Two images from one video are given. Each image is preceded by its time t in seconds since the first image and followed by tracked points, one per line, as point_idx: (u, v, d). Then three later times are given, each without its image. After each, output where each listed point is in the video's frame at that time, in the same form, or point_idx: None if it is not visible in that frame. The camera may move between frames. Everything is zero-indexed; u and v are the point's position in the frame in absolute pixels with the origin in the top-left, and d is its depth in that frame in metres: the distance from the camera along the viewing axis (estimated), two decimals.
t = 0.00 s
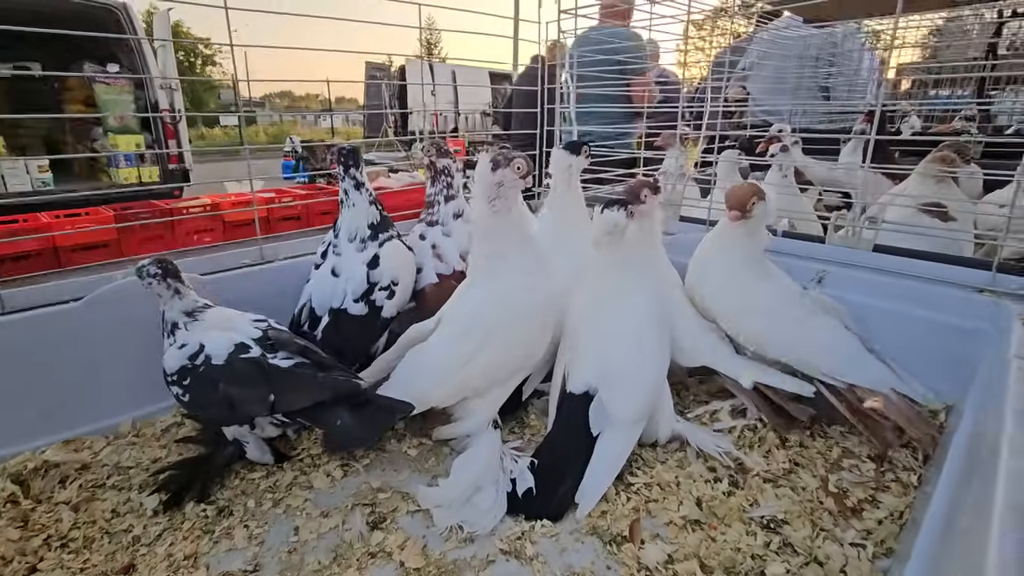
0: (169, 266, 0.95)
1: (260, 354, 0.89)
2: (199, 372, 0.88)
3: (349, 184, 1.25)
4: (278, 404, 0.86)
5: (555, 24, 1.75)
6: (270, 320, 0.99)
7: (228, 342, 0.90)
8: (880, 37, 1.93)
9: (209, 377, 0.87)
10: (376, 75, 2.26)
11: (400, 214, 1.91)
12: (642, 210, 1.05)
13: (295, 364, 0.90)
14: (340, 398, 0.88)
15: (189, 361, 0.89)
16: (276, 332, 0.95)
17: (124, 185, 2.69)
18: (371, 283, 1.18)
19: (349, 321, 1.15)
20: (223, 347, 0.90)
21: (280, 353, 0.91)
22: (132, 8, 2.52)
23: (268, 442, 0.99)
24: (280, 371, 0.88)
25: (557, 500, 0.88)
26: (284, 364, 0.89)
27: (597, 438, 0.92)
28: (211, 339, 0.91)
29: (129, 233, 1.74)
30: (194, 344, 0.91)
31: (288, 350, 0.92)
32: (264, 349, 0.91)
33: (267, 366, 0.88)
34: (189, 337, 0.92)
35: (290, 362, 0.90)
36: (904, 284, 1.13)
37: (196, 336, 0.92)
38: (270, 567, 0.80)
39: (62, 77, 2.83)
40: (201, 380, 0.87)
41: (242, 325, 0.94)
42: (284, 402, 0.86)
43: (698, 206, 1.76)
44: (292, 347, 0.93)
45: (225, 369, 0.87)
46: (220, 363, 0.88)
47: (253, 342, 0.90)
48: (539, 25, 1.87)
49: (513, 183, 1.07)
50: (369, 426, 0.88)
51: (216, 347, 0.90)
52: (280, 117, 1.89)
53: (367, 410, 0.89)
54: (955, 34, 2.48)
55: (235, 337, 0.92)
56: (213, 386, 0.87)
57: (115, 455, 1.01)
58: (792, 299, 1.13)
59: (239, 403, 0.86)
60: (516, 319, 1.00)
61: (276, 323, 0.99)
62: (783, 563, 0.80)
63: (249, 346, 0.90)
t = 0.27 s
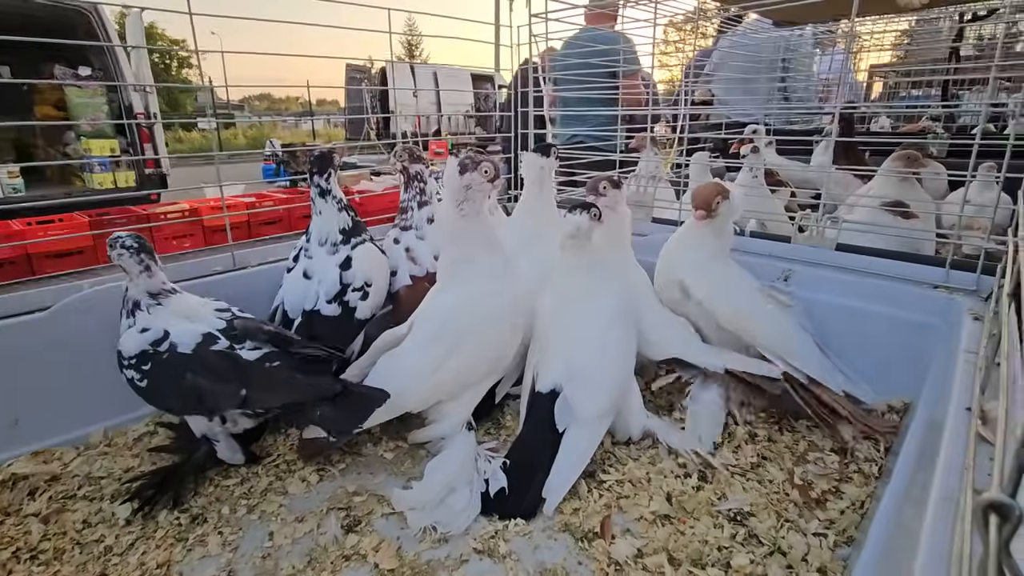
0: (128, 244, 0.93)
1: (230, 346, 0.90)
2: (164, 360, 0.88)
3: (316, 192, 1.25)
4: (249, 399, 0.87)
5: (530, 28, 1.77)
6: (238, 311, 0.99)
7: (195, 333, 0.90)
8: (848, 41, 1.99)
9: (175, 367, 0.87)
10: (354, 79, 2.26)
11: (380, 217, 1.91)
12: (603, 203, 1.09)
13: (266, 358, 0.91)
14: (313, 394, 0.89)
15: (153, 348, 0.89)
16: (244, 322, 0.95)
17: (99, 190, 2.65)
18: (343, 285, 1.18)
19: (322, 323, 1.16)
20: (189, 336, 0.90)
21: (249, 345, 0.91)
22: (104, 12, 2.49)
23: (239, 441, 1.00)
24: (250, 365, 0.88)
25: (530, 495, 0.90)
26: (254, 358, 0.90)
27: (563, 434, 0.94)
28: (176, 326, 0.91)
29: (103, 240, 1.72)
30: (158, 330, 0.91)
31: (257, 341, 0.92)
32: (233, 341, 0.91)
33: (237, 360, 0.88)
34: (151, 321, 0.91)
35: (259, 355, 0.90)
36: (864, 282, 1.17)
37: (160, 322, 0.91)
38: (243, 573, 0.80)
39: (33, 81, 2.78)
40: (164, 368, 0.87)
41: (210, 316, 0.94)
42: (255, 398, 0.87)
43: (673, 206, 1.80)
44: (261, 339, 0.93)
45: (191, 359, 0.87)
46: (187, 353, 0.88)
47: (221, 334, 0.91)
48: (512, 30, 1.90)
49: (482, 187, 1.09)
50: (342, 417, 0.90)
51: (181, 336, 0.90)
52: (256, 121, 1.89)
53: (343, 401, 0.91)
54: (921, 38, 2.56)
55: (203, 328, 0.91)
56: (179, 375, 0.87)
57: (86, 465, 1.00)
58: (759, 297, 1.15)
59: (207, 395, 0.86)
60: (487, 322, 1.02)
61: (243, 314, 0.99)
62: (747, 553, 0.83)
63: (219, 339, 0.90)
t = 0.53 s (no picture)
0: (113, 250, 0.92)
1: (215, 362, 0.89)
2: (150, 370, 0.87)
3: (298, 196, 1.25)
4: (232, 418, 0.87)
5: (514, 28, 1.77)
6: (228, 322, 0.98)
7: (181, 345, 0.90)
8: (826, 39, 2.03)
9: (162, 378, 0.87)
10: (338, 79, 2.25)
11: (366, 219, 1.91)
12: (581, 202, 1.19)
13: (252, 377, 0.89)
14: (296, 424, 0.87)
15: (139, 355, 0.88)
16: (232, 336, 0.94)
17: (79, 194, 2.61)
18: (326, 288, 1.18)
19: (305, 326, 1.15)
20: (175, 348, 0.89)
21: (235, 361, 0.90)
22: (82, 13, 2.45)
23: (224, 451, 0.98)
24: (234, 385, 0.87)
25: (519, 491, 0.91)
26: (239, 378, 0.88)
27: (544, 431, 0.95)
28: (163, 335, 0.91)
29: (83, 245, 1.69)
30: (145, 337, 0.90)
31: (245, 358, 0.91)
32: (219, 355, 0.90)
33: (221, 377, 0.87)
34: (137, 326, 0.91)
35: (245, 375, 0.89)
36: (844, 277, 1.20)
37: (147, 328, 0.91)
38: None
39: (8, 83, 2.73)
40: (150, 378, 0.87)
41: (197, 326, 0.93)
42: (238, 417, 0.86)
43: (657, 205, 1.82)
44: (250, 355, 0.92)
45: (178, 372, 0.87)
46: (173, 365, 0.88)
47: (207, 347, 0.90)
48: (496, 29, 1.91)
49: (466, 189, 1.10)
50: (329, 446, 0.88)
51: (168, 348, 0.89)
52: (239, 123, 1.87)
53: (331, 427, 0.89)
54: (898, 37, 2.62)
55: (189, 338, 0.91)
56: (164, 387, 0.87)
57: (70, 474, 0.99)
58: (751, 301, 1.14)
59: (191, 410, 0.86)
60: (471, 324, 1.02)
61: (233, 326, 0.98)
62: (731, 546, 0.84)
63: (205, 353, 0.89)
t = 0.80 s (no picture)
0: (118, 238, 0.91)
1: (213, 363, 0.88)
2: (148, 372, 0.88)
3: (296, 192, 1.25)
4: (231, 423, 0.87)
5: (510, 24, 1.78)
6: (227, 319, 0.97)
7: (180, 345, 0.89)
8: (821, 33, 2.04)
9: (161, 381, 0.87)
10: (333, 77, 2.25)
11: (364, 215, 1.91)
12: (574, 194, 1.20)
13: (251, 379, 0.88)
14: (293, 430, 0.88)
15: (137, 357, 0.89)
16: (233, 334, 0.93)
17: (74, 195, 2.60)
18: (326, 284, 1.19)
19: (305, 322, 1.16)
20: (173, 350, 0.89)
21: (234, 361, 0.89)
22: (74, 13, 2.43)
23: (226, 446, 0.98)
24: (231, 389, 0.87)
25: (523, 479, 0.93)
26: (237, 380, 0.88)
27: (542, 418, 0.97)
28: (160, 335, 0.90)
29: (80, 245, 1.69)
30: (142, 338, 0.90)
31: (245, 358, 0.90)
32: (217, 354, 0.90)
33: (218, 383, 0.87)
34: (135, 327, 0.91)
35: (244, 376, 0.88)
36: (840, 268, 1.21)
37: (146, 329, 0.90)
38: (237, 570, 0.81)
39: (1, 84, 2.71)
40: (149, 381, 0.87)
41: (196, 323, 0.93)
42: (236, 423, 0.86)
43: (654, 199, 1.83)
44: (250, 354, 0.91)
45: (176, 375, 0.87)
46: (171, 367, 0.88)
47: (206, 348, 0.89)
48: (492, 26, 1.91)
49: (465, 182, 1.11)
50: (326, 451, 0.90)
51: (166, 350, 0.89)
52: (236, 122, 1.87)
53: (330, 433, 0.90)
54: (891, 31, 2.63)
55: (187, 338, 0.90)
56: (163, 392, 0.87)
57: (73, 470, 0.99)
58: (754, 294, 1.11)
59: (190, 415, 0.87)
60: (471, 317, 1.03)
61: (233, 322, 0.97)
62: (732, 532, 0.85)
63: (203, 353, 0.89)
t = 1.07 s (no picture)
0: (131, 231, 0.91)
1: (229, 359, 0.88)
2: (163, 368, 0.87)
3: (306, 187, 1.26)
4: (247, 421, 0.86)
5: (517, 19, 1.77)
6: (241, 316, 0.97)
7: (195, 342, 0.89)
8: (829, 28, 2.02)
9: (177, 377, 0.86)
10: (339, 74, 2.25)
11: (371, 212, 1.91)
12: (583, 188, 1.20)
13: (267, 377, 0.88)
14: (307, 431, 0.87)
15: (151, 352, 0.88)
16: (247, 332, 0.94)
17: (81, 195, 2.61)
18: (335, 279, 1.19)
19: (315, 317, 1.16)
20: (189, 345, 0.88)
21: (250, 359, 0.89)
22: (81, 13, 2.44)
23: (235, 442, 0.98)
24: (248, 387, 0.86)
25: (537, 474, 0.92)
26: (253, 378, 0.88)
27: (546, 409, 0.98)
28: (175, 330, 0.90)
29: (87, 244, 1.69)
30: (156, 334, 0.89)
31: (262, 356, 0.91)
32: (233, 351, 0.90)
33: (235, 380, 0.86)
34: (150, 322, 0.90)
35: (260, 375, 0.88)
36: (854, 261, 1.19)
37: (159, 324, 0.90)
38: (250, 565, 0.81)
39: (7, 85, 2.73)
40: (162, 376, 0.87)
41: (211, 319, 0.93)
42: (253, 421, 0.86)
43: (662, 194, 1.81)
44: (267, 353, 0.92)
45: (190, 372, 0.86)
46: (187, 363, 0.87)
47: (222, 345, 0.89)
48: (497, 21, 1.90)
49: (471, 175, 1.10)
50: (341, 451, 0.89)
51: (181, 346, 0.88)
52: (242, 120, 1.87)
53: (342, 436, 0.90)
54: (899, 24, 2.61)
55: (203, 335, 0.90)
56: (177, 389, 0.86)
57: (85, 466, 0.99)
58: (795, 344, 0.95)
59: (204, 411, 0.86)
60: (481, 311, 1.02)
61: (246, 320, 0.98)
62: (748, 527, 0.84)
63: (220, 349, 0.89)
